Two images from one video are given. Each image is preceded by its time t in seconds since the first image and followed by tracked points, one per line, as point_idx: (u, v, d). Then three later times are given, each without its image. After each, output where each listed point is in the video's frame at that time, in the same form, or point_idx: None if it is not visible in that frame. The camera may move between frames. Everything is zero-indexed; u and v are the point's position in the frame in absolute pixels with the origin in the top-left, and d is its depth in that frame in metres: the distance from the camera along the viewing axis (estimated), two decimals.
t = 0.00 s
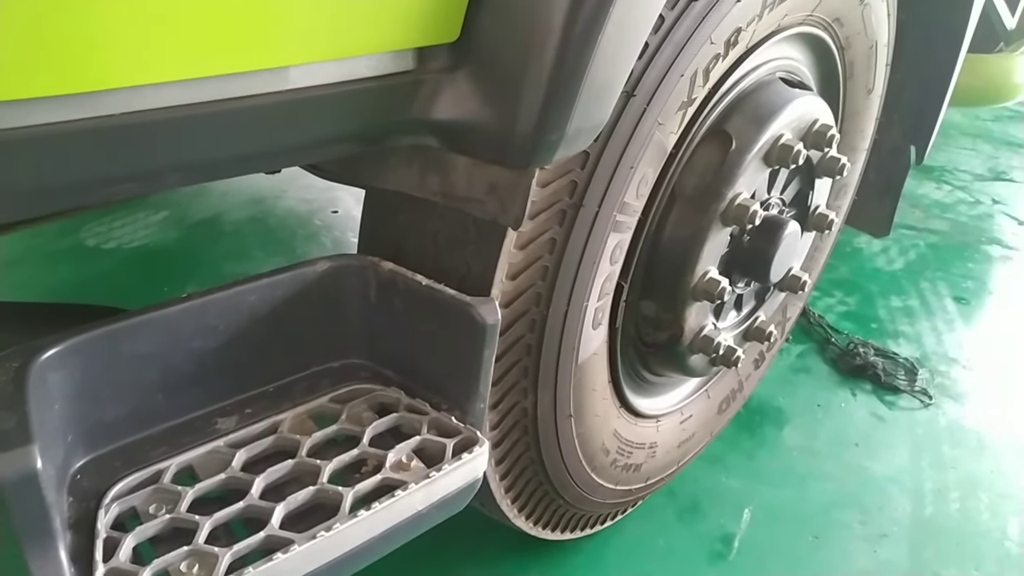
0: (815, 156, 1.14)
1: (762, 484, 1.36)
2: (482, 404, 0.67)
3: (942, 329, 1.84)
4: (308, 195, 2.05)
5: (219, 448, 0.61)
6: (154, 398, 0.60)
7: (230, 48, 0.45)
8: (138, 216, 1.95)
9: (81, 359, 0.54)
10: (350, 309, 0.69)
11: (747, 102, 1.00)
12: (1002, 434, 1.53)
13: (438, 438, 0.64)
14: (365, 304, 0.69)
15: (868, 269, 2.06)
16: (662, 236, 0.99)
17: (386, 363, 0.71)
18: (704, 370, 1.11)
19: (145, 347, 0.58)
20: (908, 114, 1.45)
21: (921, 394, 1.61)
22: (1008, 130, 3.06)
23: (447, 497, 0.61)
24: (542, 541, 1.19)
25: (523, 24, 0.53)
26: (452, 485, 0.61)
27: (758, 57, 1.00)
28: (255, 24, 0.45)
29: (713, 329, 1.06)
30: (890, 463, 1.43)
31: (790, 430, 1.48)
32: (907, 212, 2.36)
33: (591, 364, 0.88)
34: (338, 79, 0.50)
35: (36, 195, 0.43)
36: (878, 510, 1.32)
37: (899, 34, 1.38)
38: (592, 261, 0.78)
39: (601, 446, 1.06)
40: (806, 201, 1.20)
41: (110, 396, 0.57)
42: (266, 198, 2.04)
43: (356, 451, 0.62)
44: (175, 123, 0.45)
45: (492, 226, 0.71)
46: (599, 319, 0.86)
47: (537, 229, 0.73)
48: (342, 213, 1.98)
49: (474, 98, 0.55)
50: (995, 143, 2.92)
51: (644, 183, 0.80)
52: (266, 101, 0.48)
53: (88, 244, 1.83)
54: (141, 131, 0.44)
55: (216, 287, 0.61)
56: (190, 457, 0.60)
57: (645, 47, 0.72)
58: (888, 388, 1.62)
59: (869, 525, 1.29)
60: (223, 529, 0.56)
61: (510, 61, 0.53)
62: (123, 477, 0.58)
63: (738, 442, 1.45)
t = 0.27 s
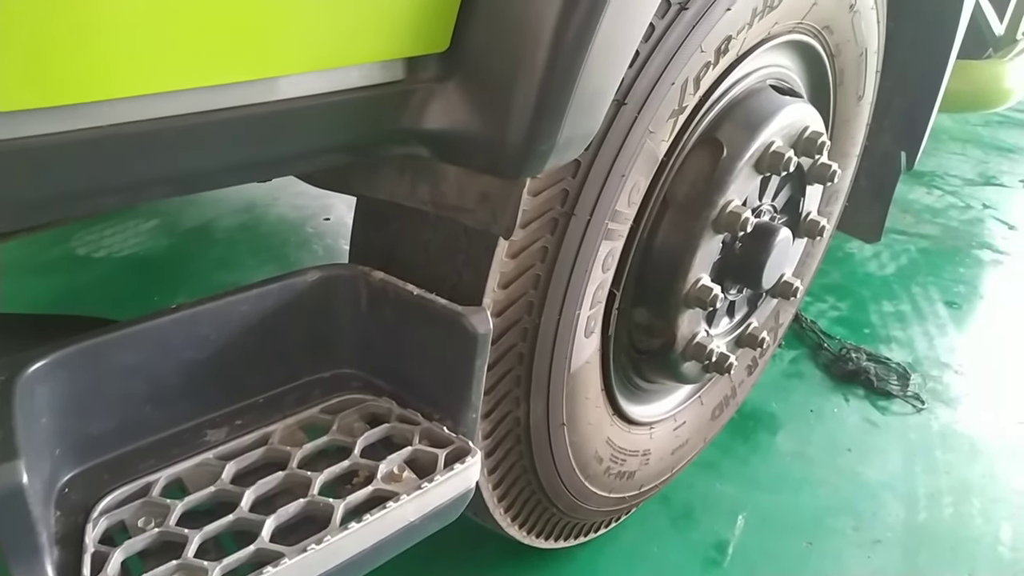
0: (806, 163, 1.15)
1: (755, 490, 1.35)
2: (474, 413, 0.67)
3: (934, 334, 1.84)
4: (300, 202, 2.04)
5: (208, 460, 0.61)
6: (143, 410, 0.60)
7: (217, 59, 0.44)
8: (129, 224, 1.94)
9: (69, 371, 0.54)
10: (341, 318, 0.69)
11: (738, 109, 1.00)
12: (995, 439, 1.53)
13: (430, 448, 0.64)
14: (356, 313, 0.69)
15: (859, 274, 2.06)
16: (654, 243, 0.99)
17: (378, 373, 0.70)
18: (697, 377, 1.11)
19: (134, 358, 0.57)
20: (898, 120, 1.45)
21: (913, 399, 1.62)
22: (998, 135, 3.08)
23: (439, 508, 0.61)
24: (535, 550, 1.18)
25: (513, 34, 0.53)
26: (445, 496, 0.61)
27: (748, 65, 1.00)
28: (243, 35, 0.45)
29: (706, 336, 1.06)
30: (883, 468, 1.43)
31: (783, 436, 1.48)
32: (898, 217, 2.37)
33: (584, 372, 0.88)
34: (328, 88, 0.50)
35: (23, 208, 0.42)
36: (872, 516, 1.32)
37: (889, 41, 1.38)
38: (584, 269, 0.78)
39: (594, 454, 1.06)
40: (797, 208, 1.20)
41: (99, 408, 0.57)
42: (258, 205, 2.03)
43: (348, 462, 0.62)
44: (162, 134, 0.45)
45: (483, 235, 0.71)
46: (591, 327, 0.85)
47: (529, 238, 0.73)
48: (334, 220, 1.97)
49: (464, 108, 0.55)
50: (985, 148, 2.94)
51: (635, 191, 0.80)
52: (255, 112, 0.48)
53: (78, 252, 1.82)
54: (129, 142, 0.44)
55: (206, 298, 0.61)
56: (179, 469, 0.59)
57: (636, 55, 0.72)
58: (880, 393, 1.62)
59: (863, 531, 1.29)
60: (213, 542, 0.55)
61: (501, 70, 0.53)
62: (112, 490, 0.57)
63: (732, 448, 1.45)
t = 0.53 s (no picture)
0: (795, 166, 1.15)
1: (747, 493, 1.35)
2: (464, 420, 0.66)
3: (923, 336, 1.85)
4: (290, 207, 2.04)
5: (196, 469, 0.60)
6: (129, 418, 0.59)
7: (203, 66, 0.44)
8: (117, 229, 1.93)
9: (53, 381, 0.53)
10: (330, 325, 0.68)
11: (727, 113, 1.00)
12: (984, 440, 1.54)
13: (419, 455, 0.63)
14: (345, 320, 0.68)
15: (849, 276, 2.07)
16: (644, 248, 0.99)
17: (367, 379, 0.70)
18: (688, 381, 1.11)
19: (119, 367, 0.57)
20: (886, 123, 1.46)
21: (903, 401, 1.62)
22: (986, 137, 3.10)
23: (428, 516, 0.60)
24: (528, 555, 1.18)
25: (500, 39, 0.52)
26: (434, 503, 0.60)
27: (737, 69, 1.00)
28: (229, 42, 0.44)
29: (696, 340, 1.06)
30: (874, 470, 1.44)
31: (774, 439, 1.49)
32: (887, 219, 2.38)
33: (574, 377, 0.88)
34: (314, 95, 0.50)
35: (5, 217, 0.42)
36: (863, 518, 1.33)
37: (876, 44, 1.39)
38: (574, 274, 0.78)
39: (586, 459, 1.05)
40: (787, 211, 1.21)
41: (84, 417, 0.56)
42: (247, 209, 2.02)
43: (336, 470, 0.61)
44: (146, 141, 0.45)
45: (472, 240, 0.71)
46: (582, 332, 0.85)
47: (518, 243, 0.72)
48: (324, 224, 1.97)
49: (452, 114, 0.54)
50: (973, 150, 2.95)
51: (625, 196, 0.79)
52: (241, 118, 0.48)
53: (66, 258, 1.81)
54: (112, 150, 0.44)
55: (193, 305, 0.61)
56: (166, 479, 0.59)
57: (624, 60, 0.72)
58: (870, 395, 1.63)
59: (854, 534, 1.29)
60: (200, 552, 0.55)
61: (489, 76, 0.53)
62: (97, 500, 0.57)
63: (723, 451, 1.45)
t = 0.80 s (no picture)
0: (782, 168, 1.15)
1: (738, 495, 1.35)
2: (452, 428, 0.66)
3: (912, 334, 1.86)
4: (278, 213, 2.03)
5: (181, 483, 0.59)
6: (113, 432, 0.59)
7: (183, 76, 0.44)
8: (103, 238, 1.92)
9: (34, 395, 0.53)
10: (315, 335, 0.68)
11: (712, 116, 1.00)
12: (974, 438, 1.54)
13: (408, 465, 0.63)
14: (331, 330, 0.68)
15: (838, 276, 2.07)
16: (631, 252, 0.99)
17: (354, 389, 0.69)
18: (677, 384, 1.11)
19: (102, 380, 0.56)
20: (871, 124, 1.46)
21: (892, 400, 1.63)
22: (972, 136, 3.11)
23: (418, 526, 0.60)
24: (520, 561, 1.17)
25: (482, 47, 0.52)
26: (423, 513, 0.60)
27: (722, 72, 1.00)
28: (210, 51, 0.44)
29: (685, 343, 1.06)
30: (865, 470, 1.44)
31: (765, 440, 1.49)
32: (874, 219, 2.38)
33: (563, 383, 0.87)
34: (295, 105, 0.50)
35: None
36: (854, 518, 1.33)
37: (861, 46, 1.39)
38: (561, 279, 0.77)
39: (577, 464, 1.05)
40: (774, 213, 1.21)
41: (68, 432, 0.56)
42: (235, 216, 2.01)
43: (324, 481, 0.61)
44: (125, 154, 0.44)
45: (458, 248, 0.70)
46: (570, 338, 0.85)
47: (505, 250, 0.72)
48: (313, 230, 1.97)
49: (435, 121, 0.54)
50: (959, 149, 2.97)
51: (612, 201, 0.79)
52: (221, 129, 0.47)
53: (51, 268, 1.79)
54: (91, 163, 0.43)
55: (177, 317, 0.60)
56: (151, 493, 0.58)
57: (608, 65, 0.72)
58: (860, 395, 1.63)
59: (845, 534, 1.29)
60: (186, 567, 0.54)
61: (471, 83, 0.53)
62: (81, 516, 0.56)
63: (714, 453, 1.45)
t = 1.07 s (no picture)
0: (769, 173, 1.15)
1: (729, 499, 1.35)
2: (441, 437, 0.66)
3: (900, 336, 1.86)
4: (266, 219, 2.02)
5: (166, 494, 0.59)
6: (96, 444, 0.58)
7: (166, 86, 0.43)
8: (90, 245, 1.91)
9: (15, 408, 0.52)
10: (302, 343, 0.67)
11: (699, 121, 1.00)
12: (963, 440, 1.55)
13: (396, 474, 0.63)
14: (318, 338, 0.67)
15: (826, 278, 2.08)
16: (620, 257, 0.98)
17: (341, 398, 0.69)
18: (667, 389, 1.11)
19: (85, 392, 0.56)
20: (858, 127, 1.47)
21: (881, 402, 1.63)
22: (958, 137, 3.13)
23: (406, 536, 0.59)
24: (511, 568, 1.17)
25: (468, 54, 0.52)
26: (411, 523, 0.59)
27: (709, 77, 1.00)
28: (193, 60, 0.43)
29: (674, 347, 1.06)
30: (854, 472, 1.44)
31: (755, 443, 1.49)
32: (862, 221, 2.39)
33: (552, 389, 0.87)
34: (278, 113, 0.49)
35: None
36: (844, 521, 1.33)
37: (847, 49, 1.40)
38: (549, 286, 0.77)
39: (566, 469, 1.05)
40: (762, 217, 1.21)
41: (50, 444, 0.55)
42: (223, 222, 2.00)
43: (311, 492, 0.60)
44: (106, 164, 0.44)
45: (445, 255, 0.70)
46: (559, 344, 0.85)
47: (492, 256, 0.72)
48: (301, 236, 1.96)
49: (420, 129, 0.54)
50: (946, 151, 2.98)
51: (599, 207, 0.79)
52: (203, 138, 0.47)
53: (37, 275, 1.78)
54: (71, 174, 0.43)
55: (161, 327, 0.60)
56: (135, 505, 0.58)
57: (594, 71, 0.72)
58: (849, 397, 1.63)
59: (835, 536, 1.30)
60: None
61: (457, 90, 0.52)
62: (64, 529, 0.56)
63: (704, 456, 1.45)
